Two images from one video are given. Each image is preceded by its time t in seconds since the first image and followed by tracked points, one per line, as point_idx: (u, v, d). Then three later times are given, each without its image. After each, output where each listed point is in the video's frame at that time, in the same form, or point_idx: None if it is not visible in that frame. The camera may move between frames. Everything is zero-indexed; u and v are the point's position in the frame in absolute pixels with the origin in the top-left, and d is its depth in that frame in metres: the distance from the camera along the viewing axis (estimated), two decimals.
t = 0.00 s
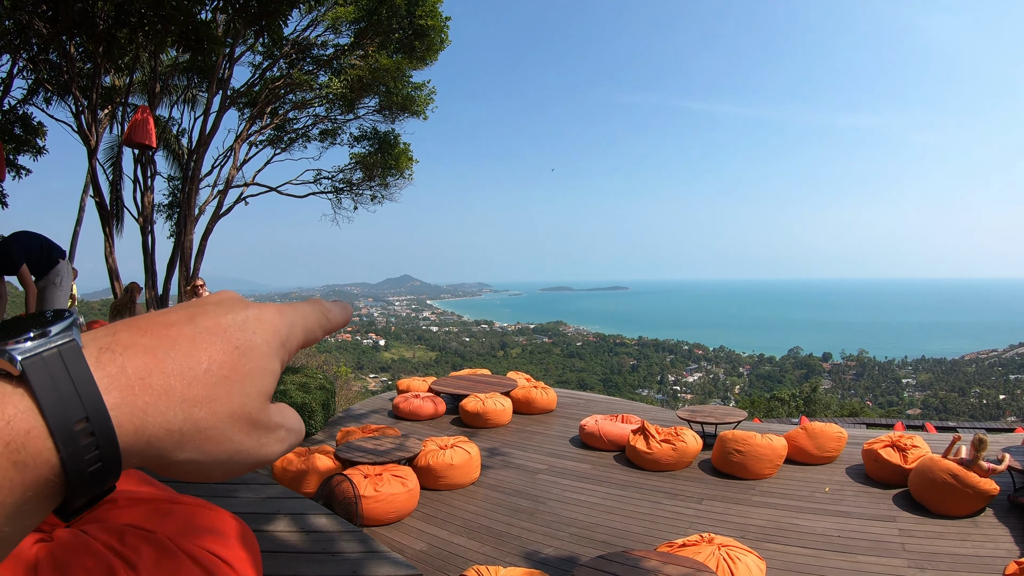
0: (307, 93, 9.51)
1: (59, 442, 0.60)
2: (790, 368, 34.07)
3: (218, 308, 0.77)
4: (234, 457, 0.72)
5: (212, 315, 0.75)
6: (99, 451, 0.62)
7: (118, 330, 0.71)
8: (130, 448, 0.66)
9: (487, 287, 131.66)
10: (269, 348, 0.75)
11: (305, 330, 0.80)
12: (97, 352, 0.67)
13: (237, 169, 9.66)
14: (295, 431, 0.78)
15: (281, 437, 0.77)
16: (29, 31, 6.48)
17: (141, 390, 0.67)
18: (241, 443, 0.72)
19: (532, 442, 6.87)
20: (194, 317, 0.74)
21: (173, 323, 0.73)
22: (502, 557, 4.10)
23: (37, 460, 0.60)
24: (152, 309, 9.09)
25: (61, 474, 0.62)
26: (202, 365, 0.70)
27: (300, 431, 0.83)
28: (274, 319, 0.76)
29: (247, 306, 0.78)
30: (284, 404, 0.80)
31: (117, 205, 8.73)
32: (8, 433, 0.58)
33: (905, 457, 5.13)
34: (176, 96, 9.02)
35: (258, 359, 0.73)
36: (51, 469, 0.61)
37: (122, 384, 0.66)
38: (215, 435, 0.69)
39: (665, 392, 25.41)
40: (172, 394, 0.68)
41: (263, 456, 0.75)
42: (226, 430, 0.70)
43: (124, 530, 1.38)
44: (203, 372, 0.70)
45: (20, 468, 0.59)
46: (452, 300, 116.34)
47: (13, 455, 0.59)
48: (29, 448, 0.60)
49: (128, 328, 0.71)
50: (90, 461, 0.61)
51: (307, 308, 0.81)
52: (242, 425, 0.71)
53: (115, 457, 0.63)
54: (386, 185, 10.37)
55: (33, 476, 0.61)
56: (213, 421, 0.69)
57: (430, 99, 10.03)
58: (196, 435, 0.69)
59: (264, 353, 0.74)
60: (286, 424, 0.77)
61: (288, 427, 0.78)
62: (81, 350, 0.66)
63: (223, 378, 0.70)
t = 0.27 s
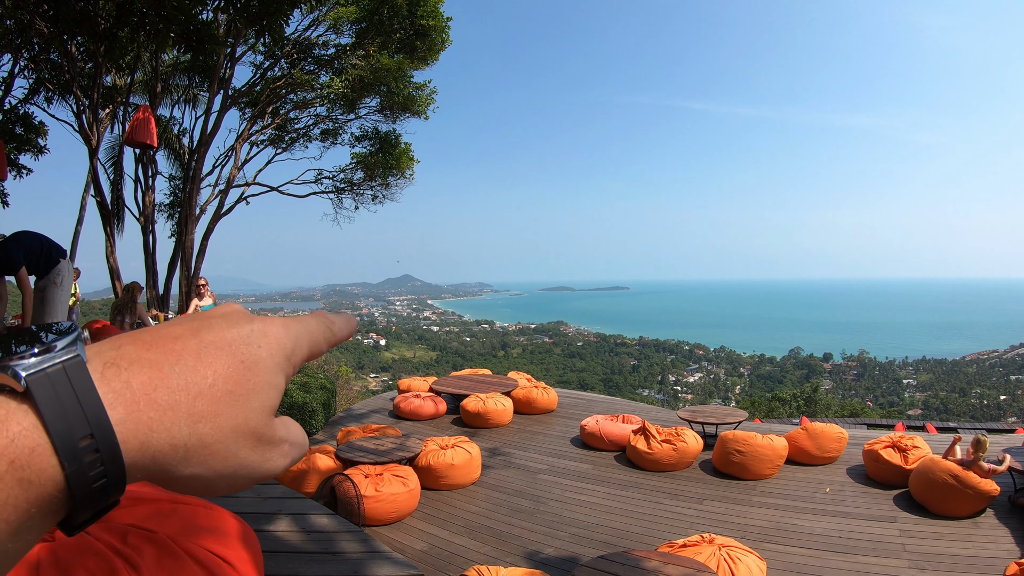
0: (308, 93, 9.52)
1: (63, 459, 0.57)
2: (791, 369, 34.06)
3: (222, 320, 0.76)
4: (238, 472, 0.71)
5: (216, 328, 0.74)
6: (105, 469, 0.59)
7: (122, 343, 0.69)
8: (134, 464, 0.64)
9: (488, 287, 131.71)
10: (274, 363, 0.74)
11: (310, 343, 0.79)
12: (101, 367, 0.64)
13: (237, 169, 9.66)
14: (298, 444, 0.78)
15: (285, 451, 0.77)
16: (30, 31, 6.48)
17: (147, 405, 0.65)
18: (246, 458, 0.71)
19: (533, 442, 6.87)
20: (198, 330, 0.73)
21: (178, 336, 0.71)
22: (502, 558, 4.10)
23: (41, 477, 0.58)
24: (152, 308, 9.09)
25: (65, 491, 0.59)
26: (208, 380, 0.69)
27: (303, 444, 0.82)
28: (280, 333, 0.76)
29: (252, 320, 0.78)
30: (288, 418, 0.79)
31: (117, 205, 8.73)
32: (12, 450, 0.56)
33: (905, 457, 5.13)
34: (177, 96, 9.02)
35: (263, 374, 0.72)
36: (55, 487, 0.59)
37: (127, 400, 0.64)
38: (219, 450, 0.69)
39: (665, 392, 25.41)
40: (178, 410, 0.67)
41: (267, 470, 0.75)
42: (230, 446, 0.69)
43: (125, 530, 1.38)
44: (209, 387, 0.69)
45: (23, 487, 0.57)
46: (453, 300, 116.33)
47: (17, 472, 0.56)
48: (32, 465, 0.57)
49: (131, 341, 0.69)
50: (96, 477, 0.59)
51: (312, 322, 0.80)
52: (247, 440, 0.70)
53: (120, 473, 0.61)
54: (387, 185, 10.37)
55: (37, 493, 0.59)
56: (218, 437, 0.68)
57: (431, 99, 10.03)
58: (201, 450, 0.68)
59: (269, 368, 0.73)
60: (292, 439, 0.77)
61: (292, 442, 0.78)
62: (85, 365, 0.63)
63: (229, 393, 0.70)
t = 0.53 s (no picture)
0: (311, 93, 9.54)
1: (59, 453, 0.56)
2: (793, 369, 34.04)
3: (219, 316, 0.76)
4: (238, 468, 0.70)
5: (214, 323, 0.74)
6: (102, 463, 0.58)
7: (119, 339, 0.68)
8: (132, 459, 0.63)
9: (488, 287, 131.71)
10: (272, 357, 0.74)
11: (309, 338, 0.79)
12: (98, 361, 0.64)
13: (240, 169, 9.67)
14: (299, 440, 0.77)
15: (286, 447, 0.76)
16: (33, 31, 6.50)
17: (145, 399, 0.64)
18: (245, 453, 0.70)
19: (535, 442, 6.87)
20: (196, 326, 0.72)
21: (175, 331, 0.71)
22: (504, 558, 4.10)
23: (37, 472, 0.56)
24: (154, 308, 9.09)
25: (61, 487, 0.58)
26: (205, 374, 0.68)
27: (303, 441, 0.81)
28: (278, 327, 0.76)
29: (250, 316, 0.78)
30: (288, 413, 0.78)
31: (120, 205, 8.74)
32: (7, 445, 0.55)
33: (907, 458, 5.12)
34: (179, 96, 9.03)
35: (262, 368, 0.72)
36: (51, 482, 0.58)
37: (124, 394, 0.63)
38: (218, 444, 0.68)
39: (667, 392, 25.41)
40: (176, 404, 0.66)
41: (267, 466, 0.74)
42: (229, 440, 0.68)
43: (129, 529, 1.38)
44: (207, 381, 0.68)
45: (18, 480, 0.55)
46: (454, 300, 116.35)
47: (12, 467, 0.55)
48: (29, 460, 0.56)
49: (128, 337, 0.69)
50: (93, 471, 0.58)
51: (311, 317, 0.80)
52: (246, 435, 0.70)
53: (118, 467, 0.60)
54: (389, 185, 10.37)
55: (33, 489, 0.58)
56: (217, 431, 0.67)
57: (433, 99, 10.04)
58: (199, 445, 0.67)
59: (268, 362, 0.73)
60: (293, 433, 0.76)
61: (294, 436, 0.77)
62: (81, 359, 0.62)
63: (227, 387, 0.69)
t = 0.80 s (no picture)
0: (314, 92, 9.54)
1: (53, 450, 0.57)
2: (796, 369, 33.99)
3: (215, 313, 0.77)
4: (230, 466, 0.71)
5: (209, 321, 0.75)
6: (95, 460, 0.59)
7: (113, 335, 0.69)
8: (125, 456, 0.64)
9: (490, 287, 131.71)
10: (267, 355, 0.75)
11: (304, 337, 0.80)
12: (93, 358, 0.64)
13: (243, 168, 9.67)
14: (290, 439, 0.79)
15: (278, 446, 0.77)
16: (36, 30, 6.50)
17: (139, 396, 0.65)
18: (238, 451, 0.71)
19: (537, 441, 6.87)
20: (191, 323, 0.73)
21: (169, 328, 0.71)
22: (507, 557, 4.10)
23: (30, 468, 0.57)
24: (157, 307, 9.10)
25: (54, 483, 0.59)
26: (200, 372, 0.69)
27: (296, 439, 0.82)
28: (273, 326, 0.76)
29: (245, 313, 0.78)
30: (282, 413, 0.79)
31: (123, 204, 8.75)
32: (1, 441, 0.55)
33: (910, 458, 5.11)
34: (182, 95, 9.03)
35: (256, 366, 0.73)
36: (44, 477, 0.58)
37: (118, 391, 0.63)
38: (211, 443, 0.69)
39: (670, 392, 25.38)
40: (170, 402, 0.67)
41: (259, 464, 0.75)
42: (222, 439, 0.69)
43: (132, 527, 1.38)
44: (202, 380, 0.69)
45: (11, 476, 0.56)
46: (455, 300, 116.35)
47: (6, 463, 0.56)
48: (21, 456, 0.57)
49: (123, 333, 0.69)
50: (85, 468, 0.59)
51: (306, 315, 0.81)
52: (239, 433, 0.71)
53: (111, 465, 0.61)
54: (392, 184, 10.37)
55: (26, 485, 0.58)
56: (210, 429, 0.68)
57: (436, 98, 10.03)
58: (193, 443, 0.68)
59: (263, 361, 0.74)
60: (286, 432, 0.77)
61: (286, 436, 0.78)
62: (76, 356, 0.63)
63: (221, 385, 0.70)
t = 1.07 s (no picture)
0: (317, 90, 9.55)
1: (59, 437, 0.58)
2: (800, 367, 33.94)
3: (225, 300, 0.76)
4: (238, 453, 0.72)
5: (218, 308, 0.74)
6: (101, 446, 0.60)
7: (123, 319, 0.69)
8: (133, 442, 0.65)
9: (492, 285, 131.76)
10: (276, 343, 0.75)
11: (311, 322, 0.80)
12: (102, 343, 0.64)
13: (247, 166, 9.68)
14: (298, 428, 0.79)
15: (285, 435, 0.78)
16: (40, 29, 6.52)
17: (150, 383, 0.65)
18: (245, 439, 0.72)
19: (541, 439, 6.87)
20: (201, 308, 0.72)
21: (180, 313, 0.71)
22: (511, 554, 4.10)
23: (37, 454, 0.58)
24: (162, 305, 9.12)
25: (60, 469, 0.60)
26: (209, 359, 0.69)
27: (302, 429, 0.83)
28: (281, 314, 0.76)
29: (254, 299, 0.78)
30: (290, 400, 0.80)
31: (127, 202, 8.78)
32: (7, 428, 0.56)
33: (914, 456, 5.11)
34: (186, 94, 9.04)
35: (266, 354, 0.73)
36: (50, 464, 0.59)
37: (128, 377, 0.64)
38: (219, 429, 0.69)
39: (674, 390, 25.35)
40: (180, 388, 0.67)
41: (266, 451, 0.76)
42: (232, 427, 0.70)
43: (137, 522, 1.39)
44: (211, 367, 0.69)
45: (17, 460, 0.57)
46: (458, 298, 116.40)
47: (14, 449, 0.57)
48: (29, 443, 0.58)
49: (134, 317, 0.69)
50: (92, 455, 0.60)
51: (313, 302, 0.80)
52: (247, 421, 0.71)
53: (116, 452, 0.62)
54: (396, 182, 10.38)
55: (32, 470, 0.59)
56: (220, 417, 0.69)
57: (440, 96, 10.03)
58: (200, 430, 0.69)
59: (273, 348, 0.74)
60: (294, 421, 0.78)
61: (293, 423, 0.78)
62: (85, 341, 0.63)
63: (231, 373, 0.70)
